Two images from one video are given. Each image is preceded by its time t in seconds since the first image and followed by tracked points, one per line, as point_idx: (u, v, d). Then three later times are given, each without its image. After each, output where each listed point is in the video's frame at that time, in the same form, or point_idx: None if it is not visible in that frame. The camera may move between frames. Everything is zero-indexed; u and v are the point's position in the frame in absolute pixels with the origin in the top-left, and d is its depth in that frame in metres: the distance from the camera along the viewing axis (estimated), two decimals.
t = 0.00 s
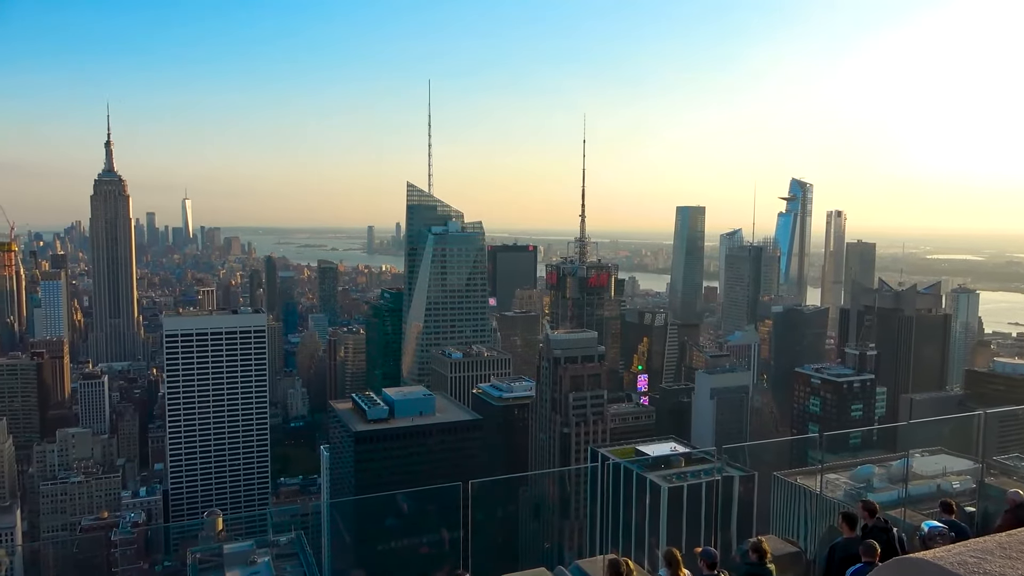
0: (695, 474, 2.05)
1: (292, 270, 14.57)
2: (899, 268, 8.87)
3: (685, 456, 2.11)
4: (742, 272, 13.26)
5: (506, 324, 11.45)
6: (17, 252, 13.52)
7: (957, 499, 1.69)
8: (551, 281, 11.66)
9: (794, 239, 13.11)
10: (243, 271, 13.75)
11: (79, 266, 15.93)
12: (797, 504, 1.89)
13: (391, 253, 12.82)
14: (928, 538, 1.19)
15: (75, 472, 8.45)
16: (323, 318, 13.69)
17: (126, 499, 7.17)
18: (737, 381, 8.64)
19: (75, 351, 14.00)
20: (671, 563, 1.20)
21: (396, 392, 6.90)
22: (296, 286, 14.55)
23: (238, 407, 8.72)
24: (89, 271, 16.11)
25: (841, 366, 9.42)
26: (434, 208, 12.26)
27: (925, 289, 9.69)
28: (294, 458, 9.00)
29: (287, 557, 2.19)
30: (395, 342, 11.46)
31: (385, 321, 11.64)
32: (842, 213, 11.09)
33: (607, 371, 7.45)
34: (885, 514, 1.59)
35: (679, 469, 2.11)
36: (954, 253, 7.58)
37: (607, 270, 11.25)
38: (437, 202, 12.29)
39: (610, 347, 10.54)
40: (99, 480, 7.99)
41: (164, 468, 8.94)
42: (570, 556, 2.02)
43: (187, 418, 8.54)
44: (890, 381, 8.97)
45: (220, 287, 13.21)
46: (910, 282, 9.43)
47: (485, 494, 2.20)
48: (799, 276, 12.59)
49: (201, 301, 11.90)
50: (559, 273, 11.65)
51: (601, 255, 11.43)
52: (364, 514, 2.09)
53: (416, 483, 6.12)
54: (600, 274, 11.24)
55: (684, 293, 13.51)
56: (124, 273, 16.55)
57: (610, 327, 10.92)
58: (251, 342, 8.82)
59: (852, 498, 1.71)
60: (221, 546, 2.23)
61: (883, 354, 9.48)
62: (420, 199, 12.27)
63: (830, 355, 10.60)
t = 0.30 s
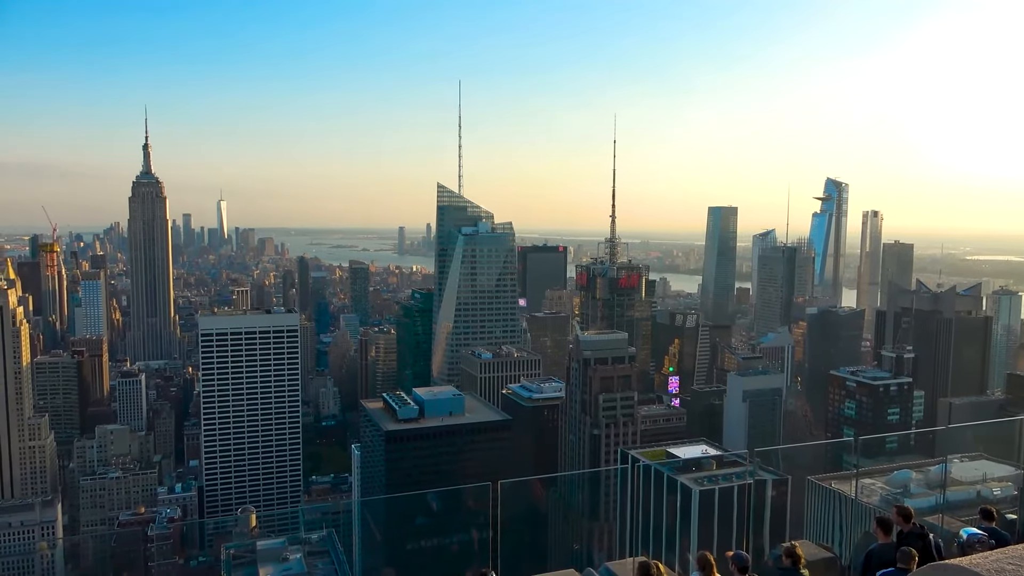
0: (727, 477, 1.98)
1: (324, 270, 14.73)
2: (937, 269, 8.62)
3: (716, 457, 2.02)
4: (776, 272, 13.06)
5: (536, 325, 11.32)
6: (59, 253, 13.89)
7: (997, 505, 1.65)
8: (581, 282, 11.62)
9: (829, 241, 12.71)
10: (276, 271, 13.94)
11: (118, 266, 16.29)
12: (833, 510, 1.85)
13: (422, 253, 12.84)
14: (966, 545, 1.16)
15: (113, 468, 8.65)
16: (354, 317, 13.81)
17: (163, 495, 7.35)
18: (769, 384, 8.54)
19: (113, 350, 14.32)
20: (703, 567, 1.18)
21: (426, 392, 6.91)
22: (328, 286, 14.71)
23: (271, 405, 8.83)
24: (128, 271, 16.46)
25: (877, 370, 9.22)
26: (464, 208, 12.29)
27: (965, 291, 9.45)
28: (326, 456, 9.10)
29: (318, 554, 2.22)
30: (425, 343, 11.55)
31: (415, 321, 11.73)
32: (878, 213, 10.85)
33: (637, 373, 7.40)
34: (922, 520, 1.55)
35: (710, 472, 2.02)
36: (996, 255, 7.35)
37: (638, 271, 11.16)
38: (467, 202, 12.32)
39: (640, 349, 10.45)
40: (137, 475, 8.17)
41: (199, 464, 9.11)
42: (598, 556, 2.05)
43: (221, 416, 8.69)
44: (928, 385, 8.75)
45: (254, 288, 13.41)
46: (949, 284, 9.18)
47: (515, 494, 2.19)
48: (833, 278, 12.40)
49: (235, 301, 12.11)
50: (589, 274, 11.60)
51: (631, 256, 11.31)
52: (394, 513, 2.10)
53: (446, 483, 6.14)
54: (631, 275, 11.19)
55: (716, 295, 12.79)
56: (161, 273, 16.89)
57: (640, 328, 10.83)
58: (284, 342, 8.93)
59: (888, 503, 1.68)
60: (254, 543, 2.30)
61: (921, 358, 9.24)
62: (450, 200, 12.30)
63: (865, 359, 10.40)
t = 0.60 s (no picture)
0: (758, 481, 2.07)
1: (354, 271, 14.85)
2: (977, 271, 8.38)
3: (747, 461, 2.16)
4: (809, 273, 12.84)
5: (565, 326, 11.17)
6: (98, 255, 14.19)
7: None
8: (611, 284, 11.58)
9: (865, 241, 12.40)
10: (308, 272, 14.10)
11: (154, 267, 16.61)
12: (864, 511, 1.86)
13: (451, 255, 12.86)
14: (1006, 551, 1.13)
15: (149, 465, 8.81)
16: (384, 319, 13.91)
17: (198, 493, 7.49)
18: (802, 388, 8.43)
19: (149, 349, 14.59)
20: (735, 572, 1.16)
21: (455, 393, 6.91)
22: (358, 287, 14.83)
23: (303, 405, 8.92)
24: (164, 272, 16.77)
25: (914, 373, 9.01)
26: (494, 210, 12.30)
27: (1007, 293, 9.21)
28: (356, 456, 9.16)
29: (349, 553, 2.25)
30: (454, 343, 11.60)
31: (444, 321, 11.81)
32: (915, 213, 10.61)
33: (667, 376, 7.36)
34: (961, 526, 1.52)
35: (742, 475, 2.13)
36: None
37: (669, 272, 11.07)
38: (496, 204, 12.34)
39: (671, 351, 10.34)
40: (173, 473, 8.31)
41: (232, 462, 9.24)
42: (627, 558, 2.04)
43: (254, 415, 8.80)
44: (967, 390, 8.51)
45: (285, 289, 13.55)
46: (989, 286, 8.93)
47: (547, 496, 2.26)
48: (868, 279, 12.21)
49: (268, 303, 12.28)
50: (619, 275, 11.55)
51: (661, 257, 11.21)
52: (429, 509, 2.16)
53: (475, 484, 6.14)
54: (661, 277, 11.11)
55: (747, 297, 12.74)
56: (195, 275, 17.17)
57: (671, 330, 10.72)
58: (316, 342, 9.03)
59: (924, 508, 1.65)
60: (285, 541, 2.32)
61: (960, 361, 9.00)
62: (479, 201, 12.31)
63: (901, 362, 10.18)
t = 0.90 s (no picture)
0: (794, 487, 2.29)
1: (387, 272, 14.96)
2: None
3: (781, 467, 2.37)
4: (847, 275, 12.60)
5: (597, 328, 11.12)
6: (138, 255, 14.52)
7: None
8: (643, 286, 11.54)
9: (905, 243, 12.06)
10: (341, 273, 14.29)
11: (193, 268, 17.00)
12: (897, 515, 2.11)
13: (482, 256, 12.88)
14: None
15: (186, 463, 8.97)
16: (416, 320, 14.01)
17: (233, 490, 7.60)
18: (839, 393, 8.28)
19: (187, 349, 14.89)
20: None
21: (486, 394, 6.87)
22: (391, 288, 14.94)
23: (336, 404, 9.02)
24: (202, 273, 17.16)
25: (955, 379, 8.76)
26: (525, 211, 12.29)
27: None
28: (388, 455, 9.21)
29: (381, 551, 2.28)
30: (485, 344, 11.65)
31: (475, 324, 11.80)
32: (956, 215, 10.35)
33: (700, 379, 7.24)
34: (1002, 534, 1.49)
35: (778, 480, 2.36)
36: None
37: (702, 274, 10.94)
38: (528, 205, 12.33)
39: (704, 354, 10.23)
40: (209, 470, 8.46)
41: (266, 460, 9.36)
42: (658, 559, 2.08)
43: (288, 413, 8.90)
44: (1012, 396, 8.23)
45: (319, 290, 13.73)
46: None
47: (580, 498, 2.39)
48: (907, 282, 11.96)
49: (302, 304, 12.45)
50: (651, 278, 11.48)
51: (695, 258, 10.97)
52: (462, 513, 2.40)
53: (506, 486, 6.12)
54: (694, 279, 11.00)
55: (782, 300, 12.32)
56: (231, 276, 17.48)
57: (704, 332, 10.61)
58: (349, 343, 9.11)
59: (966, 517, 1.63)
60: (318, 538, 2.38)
61: (1004, 367, 8.73)
62: (511, 203, 12.32)
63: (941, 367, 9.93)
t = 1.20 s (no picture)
0: (829, 494, 2.54)
1: (420, 273, 15.01)
2: None
3: (818, 475, 2.64)
4: (886, 279, 12.24)
5: (629, 331, 11.02)
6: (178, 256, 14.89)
7: None
8: (677, 289, 11.42)
9: (947, 248, 11.66)
10: (375, 273, 14.44)
11: (231, 268, 17.36)
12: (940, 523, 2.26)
13: (515, 257, 12.88)
14: None
15: (223, 459, 9.14)
16: (449, 321, 14.07)
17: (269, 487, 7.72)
18: (878, 399, 8.15)
19: (225, 347, 15.15)
20: None
21: (518, 395, 6.84)
22: (424, 289, 15.04)
23: (369, 402, 9.09)
24: (240, 273, 17.51)
25: (1001, 387, 8.46)
26: (559, 213, 12.22)
27: None
28: (420, 455, 9.26)
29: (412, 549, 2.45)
30: (517, 346, 11.65)
31: (507, 325, 11.93)
32: (1000, 219, 10.06)
33: (735, 384, 7.09)
34: None
35: (812, 487, 2.61)
36: None
37: (737, 277, 10.78)
38: (562, 207, 12.26)
39: (740, 359, 10.01)
40: (245, 466, 8.57)
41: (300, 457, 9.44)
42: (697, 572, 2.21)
43: (322, 411, 8.98)
44: None
45: (354, 290, 13.86)
46: None
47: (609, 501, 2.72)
48: (950, 287, 11.61)
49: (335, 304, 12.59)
50: (685, 281, 11.36)
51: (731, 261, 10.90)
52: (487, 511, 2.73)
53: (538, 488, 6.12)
54: (729, 282, 10.85)
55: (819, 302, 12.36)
56: (268, 276, 17.73)
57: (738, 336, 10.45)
58: (382, 343, 9.18)
59: (1010, 529, 1.59)
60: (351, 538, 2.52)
61: None
62: (544, 205, 12.30)
63: (986, 374, 9.62)
